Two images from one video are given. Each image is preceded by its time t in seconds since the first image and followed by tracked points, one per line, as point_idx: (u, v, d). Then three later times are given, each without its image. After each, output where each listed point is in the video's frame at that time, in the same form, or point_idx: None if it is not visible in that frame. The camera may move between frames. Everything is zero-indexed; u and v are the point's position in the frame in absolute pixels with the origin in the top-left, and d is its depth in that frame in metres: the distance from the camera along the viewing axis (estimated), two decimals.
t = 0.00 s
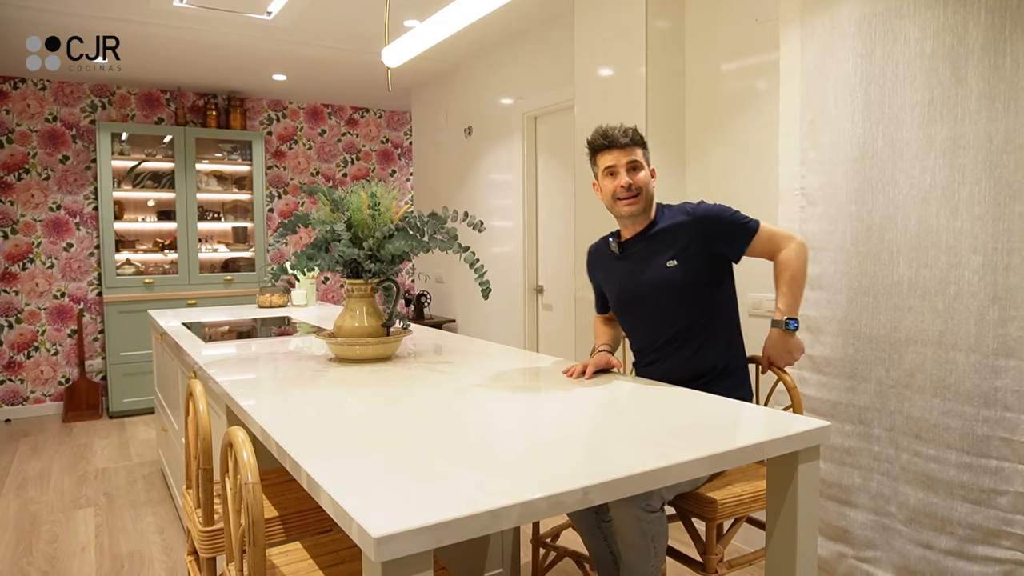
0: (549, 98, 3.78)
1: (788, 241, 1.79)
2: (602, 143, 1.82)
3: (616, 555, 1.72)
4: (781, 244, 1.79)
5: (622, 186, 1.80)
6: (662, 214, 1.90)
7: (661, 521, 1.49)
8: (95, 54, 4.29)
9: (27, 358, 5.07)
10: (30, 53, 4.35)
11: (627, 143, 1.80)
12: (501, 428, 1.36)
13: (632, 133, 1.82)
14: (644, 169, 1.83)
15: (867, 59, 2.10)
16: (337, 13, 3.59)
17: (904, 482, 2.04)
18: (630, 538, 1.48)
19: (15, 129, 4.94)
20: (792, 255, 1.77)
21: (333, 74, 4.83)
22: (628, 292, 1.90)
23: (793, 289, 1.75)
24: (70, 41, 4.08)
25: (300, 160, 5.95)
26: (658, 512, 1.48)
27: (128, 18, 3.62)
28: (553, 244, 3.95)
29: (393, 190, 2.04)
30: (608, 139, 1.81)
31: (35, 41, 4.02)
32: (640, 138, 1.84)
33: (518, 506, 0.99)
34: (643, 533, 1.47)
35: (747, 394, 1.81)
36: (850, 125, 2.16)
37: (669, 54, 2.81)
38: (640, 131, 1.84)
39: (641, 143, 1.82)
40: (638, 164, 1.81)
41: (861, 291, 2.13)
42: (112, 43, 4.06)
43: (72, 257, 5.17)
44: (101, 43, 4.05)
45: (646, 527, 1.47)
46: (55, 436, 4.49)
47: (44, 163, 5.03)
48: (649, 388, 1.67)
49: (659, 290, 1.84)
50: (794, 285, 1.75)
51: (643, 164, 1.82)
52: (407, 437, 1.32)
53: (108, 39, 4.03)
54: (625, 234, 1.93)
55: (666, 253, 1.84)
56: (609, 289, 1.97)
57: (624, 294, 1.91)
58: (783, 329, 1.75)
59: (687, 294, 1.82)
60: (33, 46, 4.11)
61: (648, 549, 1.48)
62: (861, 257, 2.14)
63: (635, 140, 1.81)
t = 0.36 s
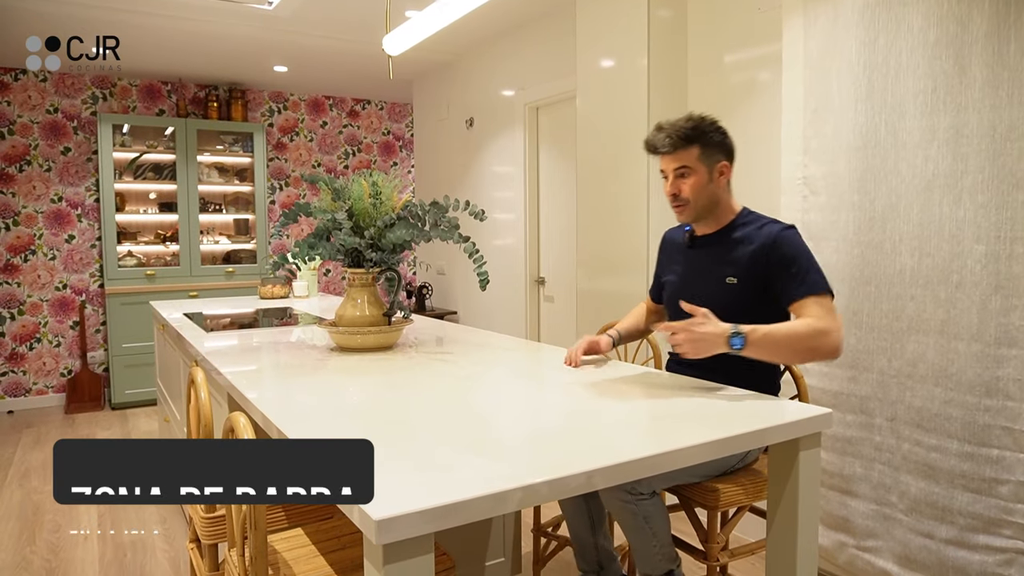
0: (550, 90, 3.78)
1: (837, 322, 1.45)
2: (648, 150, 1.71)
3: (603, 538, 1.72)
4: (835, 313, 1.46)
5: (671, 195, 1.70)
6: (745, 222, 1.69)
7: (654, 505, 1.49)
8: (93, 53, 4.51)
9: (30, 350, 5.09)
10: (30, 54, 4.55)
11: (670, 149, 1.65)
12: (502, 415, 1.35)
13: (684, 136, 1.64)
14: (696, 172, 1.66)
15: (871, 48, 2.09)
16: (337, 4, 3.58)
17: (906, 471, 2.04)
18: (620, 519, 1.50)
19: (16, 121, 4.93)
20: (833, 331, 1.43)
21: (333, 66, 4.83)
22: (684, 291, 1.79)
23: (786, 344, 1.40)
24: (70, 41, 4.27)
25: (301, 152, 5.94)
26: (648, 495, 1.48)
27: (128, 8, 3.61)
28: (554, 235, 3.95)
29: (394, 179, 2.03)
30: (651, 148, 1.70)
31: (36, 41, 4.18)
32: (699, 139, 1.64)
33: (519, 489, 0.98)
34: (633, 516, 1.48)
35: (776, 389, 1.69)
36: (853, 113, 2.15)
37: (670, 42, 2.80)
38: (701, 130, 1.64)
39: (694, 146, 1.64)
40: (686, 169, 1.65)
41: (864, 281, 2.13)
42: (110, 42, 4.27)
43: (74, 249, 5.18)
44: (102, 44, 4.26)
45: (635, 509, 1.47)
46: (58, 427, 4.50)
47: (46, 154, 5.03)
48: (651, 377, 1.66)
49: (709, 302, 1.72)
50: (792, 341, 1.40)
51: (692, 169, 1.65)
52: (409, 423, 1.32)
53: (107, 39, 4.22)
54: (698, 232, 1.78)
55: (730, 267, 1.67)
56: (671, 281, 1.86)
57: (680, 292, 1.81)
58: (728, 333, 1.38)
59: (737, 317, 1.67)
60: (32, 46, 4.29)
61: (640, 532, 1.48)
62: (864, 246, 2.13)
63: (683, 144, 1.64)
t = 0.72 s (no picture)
0: (551, 82, 3.76)
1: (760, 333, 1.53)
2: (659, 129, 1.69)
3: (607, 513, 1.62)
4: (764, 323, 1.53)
5: (671, 179, 1.67)
6: (746, 220, 1.65)
7: (654, 494, 1.48)
8: (93, 54, 4.76)
9: (31, 342, 5.10)
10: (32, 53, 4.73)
11: (678, 130, 1.64)
12: (502, 405, 1.35)
13: (695, 120, 1.63)
14: (699, 159, 1.62)
15: (873, 38, 2.08)
16: None
17: (906, 463, 2.04)
18: (620, 508, 1.48)
19: (17, 113, 4.93)
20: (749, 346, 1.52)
21: (334, 57, 4.82)
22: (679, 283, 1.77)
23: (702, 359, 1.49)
24: (70, 41, 4.48)
25: (302, 145, 5.94)
26: (648, 484, 1.47)
27: None
28: (555, 227, 3.95)
29: (393, 169, 2.04)
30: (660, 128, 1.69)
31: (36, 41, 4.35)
32: (710, 125, 1.62)
33: (518, 478, 0.98)
34: (633, 505, 1.47)
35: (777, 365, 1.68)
36: (854, 104, 2.14)
37: (671, 33, 2.78)
38: (711, 115, 1.63)
39: (702, 130, 1.62)
40: (691, 154, 1.62)
41: (865, 272, 2.12)
42: (111, 43, 4.47)
43: (75, 241, 5.18)
44: (102, 43, 4.45)
45: (635, 498, 1.46)
46: (59, 419, 4.51)
47: (46, 147, 5.03)
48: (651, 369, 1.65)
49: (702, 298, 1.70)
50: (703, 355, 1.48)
51: (697, 156, 1.62)
52: (407, 412, 1.32)
53: (107, 39, 4.40)
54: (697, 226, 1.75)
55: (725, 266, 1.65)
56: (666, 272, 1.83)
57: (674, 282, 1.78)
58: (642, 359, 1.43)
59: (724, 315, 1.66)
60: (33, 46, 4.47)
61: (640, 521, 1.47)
62: (864, 237, 2.12)
63: (692, 127, 1.62)
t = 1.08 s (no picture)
0: (552, 74, 3.74)
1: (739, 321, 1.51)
2: (601, 131, 1.57)
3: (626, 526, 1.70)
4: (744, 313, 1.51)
5: (635, 180, 1.56)
6: (678, 215, 1.61)
7: (661, 500, 1.49)
8: (93, 53, 4.89)
9: (32, 336, 5.10)
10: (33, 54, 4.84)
11: (633, 130, 1.54)
12: (502, 398, 1.34)
13: (640, 116, 1.56)
14: (657, 154, 1.58)
15: (875, 28, 2.06)
16: None
17: (907, 455, 2.04)
18: (627, 514, 1.49)
19: (16, 106, 4.92)
20: (738, 339, 1.52)
21: (333, 50, 4.80)
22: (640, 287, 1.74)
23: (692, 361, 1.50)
24: (71, 42, 4.63)
25: (301, 138, 5.93)
26: (655, 490, 1.48)
27: None
28: (555, 219, 3.94)
29: (393, 162, 2.03)
30: (611, 126, 1.55)
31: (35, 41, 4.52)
32: (650, 119, 1.58)
33: (518, 470, 0.98)
34: (640, 511, 1.48)
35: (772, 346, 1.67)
36: (856, 96, 2.13)
37: (673, 24, 2.77)
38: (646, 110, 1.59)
39: (649, 127, 1.57)
40: (649, 150, 1.56)
41: (866, 265, 2.12)
42: (111, 42, 4.65)
43: (75, 235, 5.18)
44: (102, 43, 4.63)
45: (642, 505, 1.47)
46: (60, 412, 4.52)
47: (46, 140, 5.02)
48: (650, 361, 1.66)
49: (667, 299, 1.68)
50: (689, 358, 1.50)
51: (655, 151, 1.57)
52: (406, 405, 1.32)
53: (107, 39, 4.60)
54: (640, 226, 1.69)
55: (675, 267, 1.61)
56: (625, 275, 1.80)
57: (636, 286, 1.75)
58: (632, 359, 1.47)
59: (694, 311, 1.64)
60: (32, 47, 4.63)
61: (647, 526, 1.49)
62: (866, 230, 2.12)
63: (643, 124, 1.55)
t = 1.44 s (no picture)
0: (553, 67, 3.73)
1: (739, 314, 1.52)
2: (602, 122, 1.60)
3: (616, 517, 1.71)
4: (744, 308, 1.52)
5: (631, 170, 1.57)
6: (679, 209, 1.62)
7: (665, 506, 1.49)
8: (93, 54, 5.01)
9: (33, 329, 5.11)
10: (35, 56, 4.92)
11: (632, 121, 1.57)
12: (503, 392, 1.34)
13: (643, 109, 1.60)
14: (657, 149, 1.60)
15: (878, 21, 2.05)
16: None
17: (907, 449, 2.04)
18: (630, 519, 1.49)
19: (16, 99, 4.92)
20: (739, 330, 1.53)
21: (333, 43, 4.78)
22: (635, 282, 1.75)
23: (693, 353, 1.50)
24: (71, 42, 4.76)
25: (302, 131, 5.91)
26: (660, 497, 1.48)
27: None
28: (555, 213, 3.93)
29: (393, 155, 2.02)
30: (612, 117, 1.59)
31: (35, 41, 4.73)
32: (653, 114, 1.61)
33: (518, 463, 0.98)
34: (644, 517, 1.48)
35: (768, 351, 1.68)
36: (858, 89, 2.12)
37: (674, 16, 2.75)
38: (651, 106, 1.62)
39: (651, 120, 1.59)
40: (649, 143, 1.58)
41: (867, 259, 2.11)
42: (111, 43, 4.81)
43: (76, 228, 5.17)
44: (102, 44, 4.80)
45: (647, 512, 1.47)
46: (61, 406, 4.53)
47: (45, 133, 5.01)
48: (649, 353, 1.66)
49: (663, 294, 1.69)
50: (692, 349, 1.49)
51: (655, 144, 1.59)
52: (405, 398, 1.32)
53: (107, 39, 4.77)
54: (639, 222, 1.70)
55: (675, 262, 1.62)
56: (620, 271, 1.81)
57: (631, 281, 1.76)
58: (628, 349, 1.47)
59: (690, 306, 1.65)
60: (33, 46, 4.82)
61: (650, 531, 1.49)
62: (867, 224, 2.11)
63: (643, 117, 1.58)
